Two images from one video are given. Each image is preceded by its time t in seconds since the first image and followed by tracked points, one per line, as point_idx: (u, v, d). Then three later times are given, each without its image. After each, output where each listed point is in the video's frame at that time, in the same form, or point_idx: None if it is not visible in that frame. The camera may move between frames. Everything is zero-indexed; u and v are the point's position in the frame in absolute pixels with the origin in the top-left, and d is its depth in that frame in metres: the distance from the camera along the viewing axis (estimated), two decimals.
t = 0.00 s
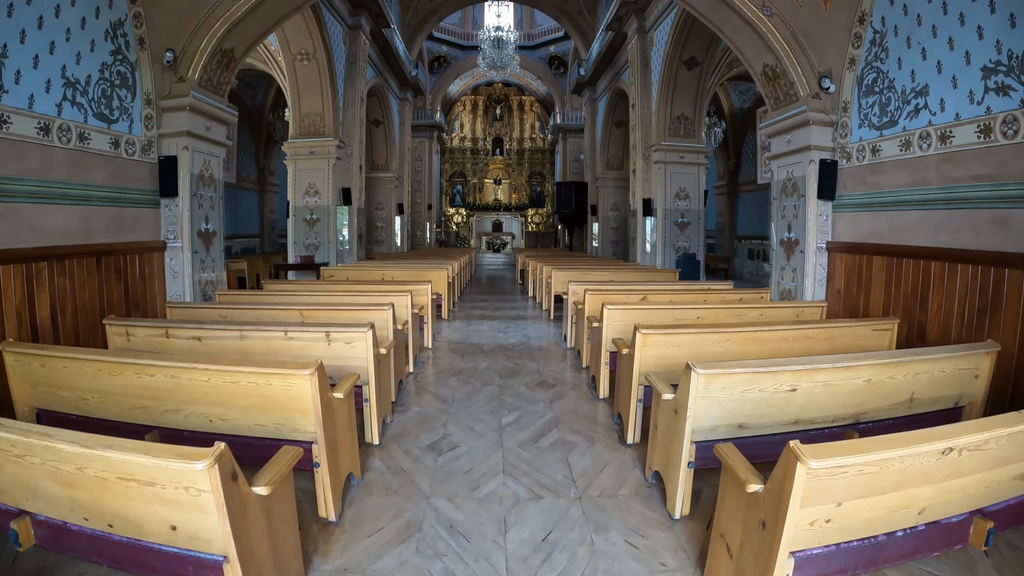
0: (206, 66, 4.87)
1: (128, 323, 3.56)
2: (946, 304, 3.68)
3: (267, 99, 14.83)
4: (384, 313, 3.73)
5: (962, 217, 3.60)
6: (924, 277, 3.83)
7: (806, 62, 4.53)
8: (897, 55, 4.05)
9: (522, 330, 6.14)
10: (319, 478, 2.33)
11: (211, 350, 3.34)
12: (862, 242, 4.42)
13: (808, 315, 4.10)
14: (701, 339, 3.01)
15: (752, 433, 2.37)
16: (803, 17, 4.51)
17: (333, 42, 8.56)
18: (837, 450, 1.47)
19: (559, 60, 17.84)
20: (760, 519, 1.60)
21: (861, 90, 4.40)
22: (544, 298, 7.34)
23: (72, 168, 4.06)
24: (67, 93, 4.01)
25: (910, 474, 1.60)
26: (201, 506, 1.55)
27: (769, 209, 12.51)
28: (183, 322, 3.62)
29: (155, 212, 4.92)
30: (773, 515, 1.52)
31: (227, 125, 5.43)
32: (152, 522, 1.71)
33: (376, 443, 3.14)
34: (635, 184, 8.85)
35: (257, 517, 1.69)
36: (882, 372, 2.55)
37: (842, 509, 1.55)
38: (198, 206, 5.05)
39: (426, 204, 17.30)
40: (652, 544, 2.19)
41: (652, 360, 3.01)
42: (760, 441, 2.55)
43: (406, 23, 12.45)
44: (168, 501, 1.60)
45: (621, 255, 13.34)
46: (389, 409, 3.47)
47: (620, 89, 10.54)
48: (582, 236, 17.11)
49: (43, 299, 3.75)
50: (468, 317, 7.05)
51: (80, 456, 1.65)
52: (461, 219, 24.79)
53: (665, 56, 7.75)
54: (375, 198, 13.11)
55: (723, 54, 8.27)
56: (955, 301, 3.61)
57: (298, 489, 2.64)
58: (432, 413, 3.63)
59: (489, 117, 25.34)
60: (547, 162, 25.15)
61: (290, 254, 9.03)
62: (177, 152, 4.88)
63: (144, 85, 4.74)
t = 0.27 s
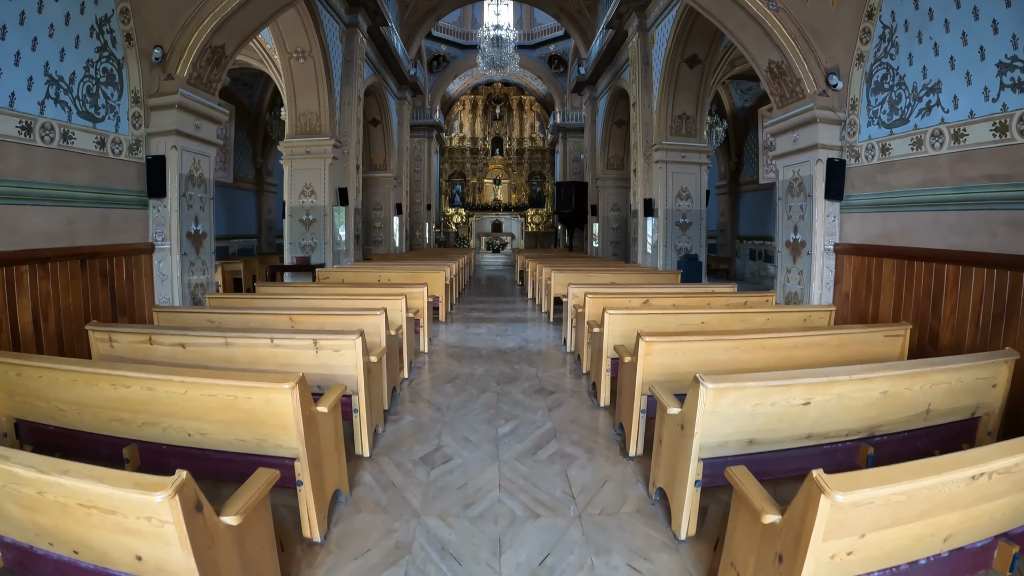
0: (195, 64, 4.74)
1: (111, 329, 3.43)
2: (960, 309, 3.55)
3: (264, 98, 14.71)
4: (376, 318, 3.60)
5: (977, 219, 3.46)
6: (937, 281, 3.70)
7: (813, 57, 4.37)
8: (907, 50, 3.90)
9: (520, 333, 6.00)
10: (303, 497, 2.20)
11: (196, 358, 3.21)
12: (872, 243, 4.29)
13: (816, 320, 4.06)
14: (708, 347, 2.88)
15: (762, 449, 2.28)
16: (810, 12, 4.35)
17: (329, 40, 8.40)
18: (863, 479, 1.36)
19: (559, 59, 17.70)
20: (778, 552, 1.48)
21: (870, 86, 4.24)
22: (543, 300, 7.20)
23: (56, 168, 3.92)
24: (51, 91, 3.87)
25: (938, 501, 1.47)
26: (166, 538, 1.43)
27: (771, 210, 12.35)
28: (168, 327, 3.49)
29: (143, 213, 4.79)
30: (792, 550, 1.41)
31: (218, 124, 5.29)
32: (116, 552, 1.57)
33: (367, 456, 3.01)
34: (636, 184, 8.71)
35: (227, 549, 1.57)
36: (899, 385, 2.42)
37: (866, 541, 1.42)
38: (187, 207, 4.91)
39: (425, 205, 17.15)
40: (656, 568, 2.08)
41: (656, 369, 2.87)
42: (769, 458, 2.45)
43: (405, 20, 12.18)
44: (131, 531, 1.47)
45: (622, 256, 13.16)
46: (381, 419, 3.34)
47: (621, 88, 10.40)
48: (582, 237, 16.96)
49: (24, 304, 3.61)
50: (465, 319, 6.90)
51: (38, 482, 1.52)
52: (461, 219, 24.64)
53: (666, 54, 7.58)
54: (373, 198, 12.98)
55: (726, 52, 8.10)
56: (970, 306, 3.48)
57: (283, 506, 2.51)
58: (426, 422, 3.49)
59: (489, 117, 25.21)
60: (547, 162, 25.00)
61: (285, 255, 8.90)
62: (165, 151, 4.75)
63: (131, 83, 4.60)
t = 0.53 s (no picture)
0: (185, 65, 4.62)
1: (97, 339, 3.33)
2: (973, 317, 3.44)
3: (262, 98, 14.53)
4: (369, 328, 3.48)
5: (990, 225, 3.36)
6: (949, 289, 3.59)
7: (819, 58, 4.25)
8: (917, 51, 3.78)
9: (519, 339, 5.88)
10: (288, 523, 2.09)
11: (181, 371, 3.10)
12: (880, 249, 4.18)
13: (822, 328, 3.98)
14: (713, 360, 2.78)
15: (772, 471, 2.22)
16: (817, 11, 4.23)
17: (326, 41, 8.27)
18: (889, 521, 1.26)
19: (558, 60, 17.57)
20: None
21: (878, 87, 4.13)
22: (542, 305, 7.08)
23: (40, 173, 3.80)
24: (34, 94, 3.75)
25: (969, 540, 1.36)
26: None
27: (773, 212, 12.21)
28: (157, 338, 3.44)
29: (131, 217, 4.67)
30: None
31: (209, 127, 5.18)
32: None
33: (358, 473, 2.88)
34: (636, 186, 8.60)
35: None
36: (913, 403, 2.43)
37: None
38: (176, 211, 4.80)
39: (424, 206, 17.03)
40: None
41: (660, 383, 2.75)
42: (779, 480, 2.38)
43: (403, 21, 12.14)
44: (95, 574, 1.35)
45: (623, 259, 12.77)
46: (374, 433, 3.23)
47: (621, 89, 10.27)
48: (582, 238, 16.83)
49: (7, 314, 3.49)
50: (463, 324, 6.79)
51: None
52: (460, 221, 24.52)
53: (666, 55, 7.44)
54: (371, 200, 12.86)
55: (728, 51, 7.94)
56: (983, 315, 3.37)
57: (269, 528, 2.40)
58: (421, 435, 3.38)
59: (488, 118, 25.09)
60: (547, 163, 24.88)
61: (282, 258, 8.78)
62: (155, 154, 4.63)
63: (119, 85, 4.48)
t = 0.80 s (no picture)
0: (176, 63, 4.51)
1: (82, 346, 3.21)
2: (988, 323, 3.34)
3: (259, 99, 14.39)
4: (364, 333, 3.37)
5: (1004, 229, 3.26)
6: (962, 294, 3.50)
7: (826, 56, 4.15)
8: (928, 49, 3.67)
9: (519, 343, 5.76)
10: (276, 544, 1.98)
11: (169, 379, 2.99)
12: (889, 252, 4.08)
13: (831, 334, 3.89)
14: (722, 369, 2.68)
15: (786, 487, 2.13)
16: (823, 8, 4.13)
17: (323, 40, 8.14)
18: (924, 556, 1.18)
19: (558, 61, 17.47)
20: None
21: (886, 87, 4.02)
22: (542, 308, 6.97)
23: (26, 174, 3.68)
24: (20, 93, 3.63)
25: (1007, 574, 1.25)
26: None
27: (775, 213, 12.10)
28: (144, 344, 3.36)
29: (121, 219, 4.56)
30: None
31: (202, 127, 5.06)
32: None
33: (353, 486, 2.77)
34: (637, 187, 8.49)
35: None
36: (932, 414, 2.31)
37: None
38: (167, 213, 4.69)
39: (422, 208, 16.92)
40: None
41: (666, 393, 2.66)
42: (794, 496, 2.26)
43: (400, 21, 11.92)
44: None
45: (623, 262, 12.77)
46: (370, 444, 3.12)
47: (621, 89, 10.17)
48: (582, 240, 16.73)
49: None
50: (462, 328, 6.67)
51: None
52: (459, 222, 24.42)
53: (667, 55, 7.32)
54: (369, 201, 12.74)
55: (731, 50, 7.79)
56: (998, 322, 3.28)
57: (258, 546, 2.29)
58: (418, 445, 3.27)
59: (487, 119, 24.99)
60: (546, 164, 24.78)
61: (278, 260, 8.66)
62: (145, 155, 4.52)
63: (109, 83, 4.36)
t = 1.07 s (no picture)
0: (169, 60, 4.39)
1: (68, 353, 3.13)
2: (1007, 330, 3.23)
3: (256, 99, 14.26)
4: (360, 341, 3.23)
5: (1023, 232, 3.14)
6: (980, 299, 3.38)
7: (837, 54, 4.03)
8: (943, 47, 3.54)
9: (520, 348, 5.63)
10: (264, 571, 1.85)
11: (157, 390, 2.93)
12: (902, 256, 3.97)
13: (843, 340, 3.78)
14: (736, 379, 2.57)
15: (811, 507, 2.02)
16: (833, 5, 4.01)
17: (321, 40, 8.00)
18: None
19: (558, 62, 17.36)
20: None
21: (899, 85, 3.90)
22: (543, 312, 6.84)
23: (11, 175, 3.54)
24: (6, 91, 3.50)
25: None
26: None
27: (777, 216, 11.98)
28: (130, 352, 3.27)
29: (111, 222, 4.42)
30: None
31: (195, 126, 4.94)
32: None
33: (349, 503, 2.64)
34: (639, 189, 8.37)
35: None
36: (958, 428, 2.19)
37: None
38: (158, 216, 4.56)
39: (421, 210, 16.79)
40: None
41: (678, 405, 2.54)
42: (817, 516, 2.14)
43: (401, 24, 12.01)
44: None
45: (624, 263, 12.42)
46: (367, 457, 2.99)
47: (623, 90, 10.05)
48: (582, 243, 16.62)
49: None
50: (462, 332, 6.53)
51: None
52: (458, 224, 24.30)
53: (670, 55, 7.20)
54: (368, 203, 12.60)
55: (735, 49, 7.63)
56: (1018, 328, 3.16)
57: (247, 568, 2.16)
58: (417, 458, 3.14)
59: (487, 121, 24.90)
60: (546, 166, 24.68)
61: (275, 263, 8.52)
62: (135, 155, 4.39)
63: (98, 81, 4.23)
